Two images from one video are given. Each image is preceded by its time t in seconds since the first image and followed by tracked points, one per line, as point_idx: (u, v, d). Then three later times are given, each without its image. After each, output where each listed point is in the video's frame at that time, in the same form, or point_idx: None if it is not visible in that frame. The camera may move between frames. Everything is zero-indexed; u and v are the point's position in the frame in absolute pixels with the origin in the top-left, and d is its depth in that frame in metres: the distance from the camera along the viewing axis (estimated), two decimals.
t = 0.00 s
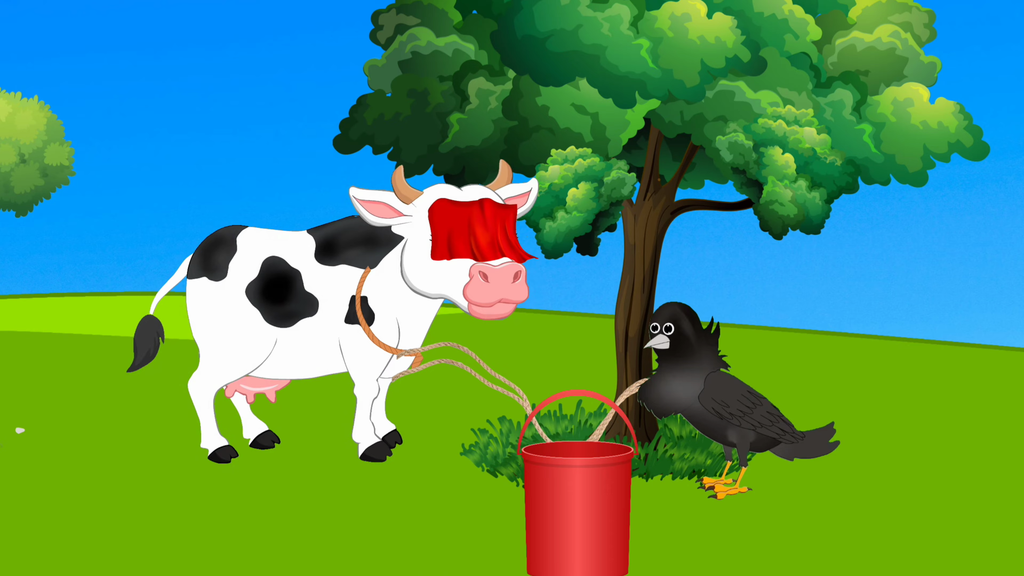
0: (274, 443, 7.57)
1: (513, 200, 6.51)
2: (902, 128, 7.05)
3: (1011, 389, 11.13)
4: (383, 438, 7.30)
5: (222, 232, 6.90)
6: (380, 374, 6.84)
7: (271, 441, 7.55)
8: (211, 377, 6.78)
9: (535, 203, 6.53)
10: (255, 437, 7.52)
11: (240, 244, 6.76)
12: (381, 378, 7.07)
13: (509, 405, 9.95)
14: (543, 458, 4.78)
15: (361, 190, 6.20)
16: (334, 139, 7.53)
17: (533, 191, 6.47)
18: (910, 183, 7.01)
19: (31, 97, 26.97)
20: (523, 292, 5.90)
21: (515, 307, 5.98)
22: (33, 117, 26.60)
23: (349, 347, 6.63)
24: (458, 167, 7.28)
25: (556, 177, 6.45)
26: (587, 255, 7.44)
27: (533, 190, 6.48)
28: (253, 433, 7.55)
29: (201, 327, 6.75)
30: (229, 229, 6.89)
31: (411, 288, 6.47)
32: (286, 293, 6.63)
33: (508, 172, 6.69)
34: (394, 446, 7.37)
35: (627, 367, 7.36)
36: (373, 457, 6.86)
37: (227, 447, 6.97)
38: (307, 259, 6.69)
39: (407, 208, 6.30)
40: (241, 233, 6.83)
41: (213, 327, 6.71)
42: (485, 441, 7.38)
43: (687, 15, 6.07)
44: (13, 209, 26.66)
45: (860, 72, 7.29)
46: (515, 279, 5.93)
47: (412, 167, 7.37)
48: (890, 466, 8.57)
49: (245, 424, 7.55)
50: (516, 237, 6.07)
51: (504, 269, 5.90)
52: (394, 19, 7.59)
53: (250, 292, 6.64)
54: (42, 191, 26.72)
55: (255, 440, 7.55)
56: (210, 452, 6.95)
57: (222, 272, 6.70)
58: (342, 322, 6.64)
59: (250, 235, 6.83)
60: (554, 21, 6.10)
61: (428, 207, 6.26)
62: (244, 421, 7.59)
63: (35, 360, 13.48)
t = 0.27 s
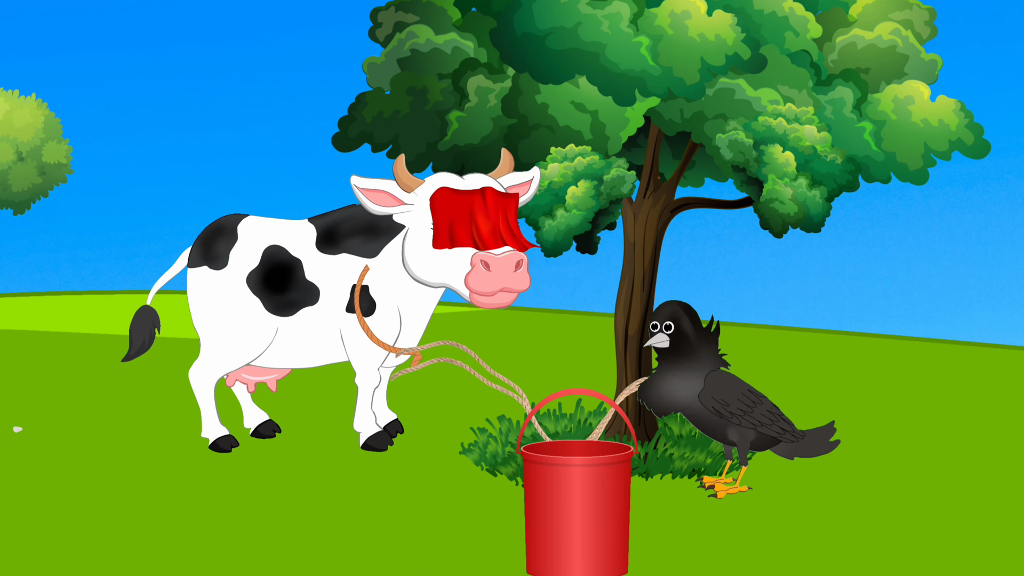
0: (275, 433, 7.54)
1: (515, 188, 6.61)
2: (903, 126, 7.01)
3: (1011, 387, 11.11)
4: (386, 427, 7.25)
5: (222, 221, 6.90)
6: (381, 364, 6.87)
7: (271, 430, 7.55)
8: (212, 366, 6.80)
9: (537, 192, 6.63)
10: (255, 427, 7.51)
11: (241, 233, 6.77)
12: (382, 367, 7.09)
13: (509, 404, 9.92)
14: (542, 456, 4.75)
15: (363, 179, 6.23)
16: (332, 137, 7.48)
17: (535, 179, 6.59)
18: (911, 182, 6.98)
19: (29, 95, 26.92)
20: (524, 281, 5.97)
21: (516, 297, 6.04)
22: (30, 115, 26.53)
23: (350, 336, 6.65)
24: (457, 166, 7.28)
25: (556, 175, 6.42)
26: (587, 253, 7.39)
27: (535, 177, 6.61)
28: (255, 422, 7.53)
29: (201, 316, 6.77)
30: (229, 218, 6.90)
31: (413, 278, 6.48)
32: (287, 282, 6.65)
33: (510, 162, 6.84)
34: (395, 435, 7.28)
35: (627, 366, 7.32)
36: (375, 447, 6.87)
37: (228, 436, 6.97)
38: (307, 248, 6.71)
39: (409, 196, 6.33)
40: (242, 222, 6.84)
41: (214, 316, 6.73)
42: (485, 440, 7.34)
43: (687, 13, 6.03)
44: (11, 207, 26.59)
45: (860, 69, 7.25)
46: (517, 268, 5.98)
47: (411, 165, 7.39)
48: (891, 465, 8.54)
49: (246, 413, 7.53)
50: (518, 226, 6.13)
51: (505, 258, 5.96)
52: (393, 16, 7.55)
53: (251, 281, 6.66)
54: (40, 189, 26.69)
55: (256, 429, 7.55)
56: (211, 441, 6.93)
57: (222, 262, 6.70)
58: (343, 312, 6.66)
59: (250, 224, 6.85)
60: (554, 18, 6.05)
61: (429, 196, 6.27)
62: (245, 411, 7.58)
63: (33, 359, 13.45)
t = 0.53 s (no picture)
0: (275, 423, 7.68)
1: (516, 177, 6.55)
2: (903, 124, 6.97)
3: (1010, 386, 11.08)
4: (386, 416, 7.43)
5: (223, 210, 7.19)
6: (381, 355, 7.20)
7: (272, 419, 7.70)
8: (214, 353, 7.10)
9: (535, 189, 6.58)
10: (256, 416, 7.57)
11: (241, 222, 7.07)
12: (383, 356, 7.27)
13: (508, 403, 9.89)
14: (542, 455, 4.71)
15: (364, 167, 6.64)
16: (331, 135, 7.43)
17: (536, 168, 6.54)
18: (912, 180, 6.93)
19: (27, 93, 26.89)
20: (526, 268, 6.44)
21: (518, 285, 6.54)
22: (27, 113, 26.45)
23: (350, 326, 6.96)
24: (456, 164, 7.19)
25: (554, 173, 6.41)
26: (587, 251, 7.35)
27: (537, 167, 6.57)
28: (256, 411, 7.55)
29: (204, 305, 7.10)
30: (230, 208, 7.19)
31: (414, 266, 6.82)
32: (287, 272, 6.96)
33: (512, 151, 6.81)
34: (396, 424, 7.48)
35: (627, 364, 7.28)
36: (377, 436, 7.04)
37: (229, 427, 7.12)
38: (307, 238, 6.98)
39: (410, 184, 6.75)
40: (242, 211, 7.10)
41: (216, 304, 7.06)
42: (484, 439, 7.29)
43: (687, 10, 5.99)
44: (8, 205, 26.53)
45: (860, 67, 7.21)
46: (518, 256, 6.47)
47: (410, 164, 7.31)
48: (891, 464, 8.50)
49: (248, 402, 7.56)
50: (519, 216, 6.64)
51: (507, 247, 6.44)
52: (392, 13, 7.51)
53: (252, 270, 6.96)
54: (38, 187, 26.66)
55: (258, 418, 7.57)
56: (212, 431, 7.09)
57: (224, 251, 7.03)
58: (343, 301, 6.97)
59: (251, 214, 7.11)
60: (553, 15, 6.01)
61: (431, 184, 6.70)
62: (246, 400, 7.61)
63: (31, 357, 13.44)
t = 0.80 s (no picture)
0: (268, 434, 7.45)
1: (509, 188, 6.50)
2: (904, 122, 6.93)
3: (1011, 385, 11.05)
4: (379, 430, 7.22)
5: (216, 221, 6.82)
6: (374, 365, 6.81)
7: (265, 432, 7.46)
8: (203, 368, 6.72)
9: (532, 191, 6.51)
10: (248, 429, 7.42)
11: (233, 233, 6.69)
12: (376, 368, 7.03)
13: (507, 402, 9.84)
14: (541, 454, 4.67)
15: (357, 179, 6.10)
16: (331, 133, 7.38)
17: (529, 179, 6.46)
18: (912, 178, 6.88)
19: (24, 90, 26.81)
20: (520, 281, 5.90)
21: (511, 298, 5.98)
22: (26, 111, 26.41)
23: (344, 339, 6.59)
24: (455, 162, 7.16)
25: (554, 172, 6.36)
26: (586, 250, 7.31)
27: (530, 178, 6.46)
28: (247, 424, 7.43)
29: (193, 317, 6.70)
30: (221, 218, 6.82)
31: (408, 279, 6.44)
32: (280, 283, 6.58)
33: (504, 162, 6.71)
34: (389, 438, 7.26)
35: (627, 363, 7.24)
36: (369, 449, 6.76)
37: (220, 439, 6.89)
38: (301, 248, 6.64)
39: (403, 197, 6.21)
40: (234, 222, 6.76)
41: (206, 316, 6.66)
42: (483, 438, 7.25)
43: (687, 7, 5.95)
44: (6, 203, 26.48)
45: (861, 65, 7.16)
46: (511, 269, 5.90)
47: (408, 163, 7.22)
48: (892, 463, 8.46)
49: (238, 415, 7.44)
50: (512, 225, 6.03)
51: (500, 259, 5.89)
52: (391, 11, 7.46)
53: (245, 282, 6.59)
54: (35, 185, 26.57)
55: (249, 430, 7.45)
56: (203, 444, 6.84)
57: (216, 262, 6.63)
58: (337, 312, 6.59)
59: (244, 224, 6.77)
60: (552, 13, 5.97)
61: (424, 196, 6.15)
62: (238, 412, 7.49)
63: (29, 356, 13.38)
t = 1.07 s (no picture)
0: (257, 459, 7.33)
1: (500, 213, 6.18)
2: (906, 120, 6.88)
3: (1011, 383, 11.01)
4: (370, 453, 7.12)
5: (205, 243, 6.69)
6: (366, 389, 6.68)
7: (255, 456, 7.32)
8: (193, 392, 6.59)
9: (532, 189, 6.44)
10: (238, 452, 7.31)
11: (222, 256, 6.56)
12: (367, 392, 6.92)
13: (507, 401, 9.79)
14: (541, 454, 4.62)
15: (347, 203, 6.06)
16: (330, 131, 7.25)
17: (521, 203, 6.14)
18: (914, 175, 6.84)
19: (22, 88, 26.72)
20: (511, 305, 5.75)
21: (503, 321, 5.83)
22: (23, 108, 26.35)
23: (334, 361, 6.47)
24: (455, 159, 7.11)
25: (554, 169, 6.30)
26: (586, 248, 7.26)
27: (521, 201, 6.16)
28: (237, 448, 7.33)
29: (183, 340, 6.56)
30: (211, 241, 6.68)
31: (397, 302, 6.28)
32: (269, 306, 6.44)
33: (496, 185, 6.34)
34: (380, 461, 7.17)
35: (627, 362, 7.20)
36: (359, 472, 6.65)
37: (211, 461, 6.77)
38: (291, 271, 6.50)
39: (393, 219, 6.15)
40: (224, 245, 6.62)
41: (196, 340, 6.52)
42: (483, 436, 7.19)
43: (687, 4, 5.92)
44: (4, 202, 26.42)
45: (863, 62, 7.10)
46: (503, 292, 5.77)
47: (409, 159, 7.18)
48: (893, 462, 8.42)
49: (229, 439, 7.35)
50: (503, 249, 5.93)
51: (492, 281, 5.75)
52: (390, 8, 7.40)
53: (234, 306, 6.45)
54: (33, 183, 26.49)
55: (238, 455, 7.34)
56: (193, 467, 6.73)
57: (205, 285, 6.50)
58: (326, 336, 6.46)
59: (234, 246, 6.63)
60: (552, 10, 5.92)
61: (414, 219, 6.10)
62: (228, 436, 7.38)
63: (26, 356, 13.31)
